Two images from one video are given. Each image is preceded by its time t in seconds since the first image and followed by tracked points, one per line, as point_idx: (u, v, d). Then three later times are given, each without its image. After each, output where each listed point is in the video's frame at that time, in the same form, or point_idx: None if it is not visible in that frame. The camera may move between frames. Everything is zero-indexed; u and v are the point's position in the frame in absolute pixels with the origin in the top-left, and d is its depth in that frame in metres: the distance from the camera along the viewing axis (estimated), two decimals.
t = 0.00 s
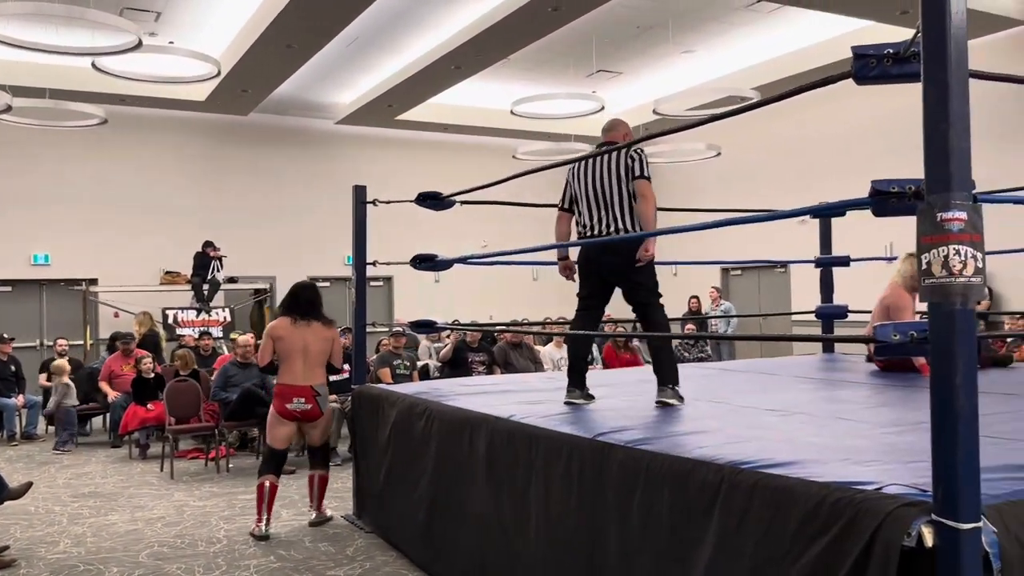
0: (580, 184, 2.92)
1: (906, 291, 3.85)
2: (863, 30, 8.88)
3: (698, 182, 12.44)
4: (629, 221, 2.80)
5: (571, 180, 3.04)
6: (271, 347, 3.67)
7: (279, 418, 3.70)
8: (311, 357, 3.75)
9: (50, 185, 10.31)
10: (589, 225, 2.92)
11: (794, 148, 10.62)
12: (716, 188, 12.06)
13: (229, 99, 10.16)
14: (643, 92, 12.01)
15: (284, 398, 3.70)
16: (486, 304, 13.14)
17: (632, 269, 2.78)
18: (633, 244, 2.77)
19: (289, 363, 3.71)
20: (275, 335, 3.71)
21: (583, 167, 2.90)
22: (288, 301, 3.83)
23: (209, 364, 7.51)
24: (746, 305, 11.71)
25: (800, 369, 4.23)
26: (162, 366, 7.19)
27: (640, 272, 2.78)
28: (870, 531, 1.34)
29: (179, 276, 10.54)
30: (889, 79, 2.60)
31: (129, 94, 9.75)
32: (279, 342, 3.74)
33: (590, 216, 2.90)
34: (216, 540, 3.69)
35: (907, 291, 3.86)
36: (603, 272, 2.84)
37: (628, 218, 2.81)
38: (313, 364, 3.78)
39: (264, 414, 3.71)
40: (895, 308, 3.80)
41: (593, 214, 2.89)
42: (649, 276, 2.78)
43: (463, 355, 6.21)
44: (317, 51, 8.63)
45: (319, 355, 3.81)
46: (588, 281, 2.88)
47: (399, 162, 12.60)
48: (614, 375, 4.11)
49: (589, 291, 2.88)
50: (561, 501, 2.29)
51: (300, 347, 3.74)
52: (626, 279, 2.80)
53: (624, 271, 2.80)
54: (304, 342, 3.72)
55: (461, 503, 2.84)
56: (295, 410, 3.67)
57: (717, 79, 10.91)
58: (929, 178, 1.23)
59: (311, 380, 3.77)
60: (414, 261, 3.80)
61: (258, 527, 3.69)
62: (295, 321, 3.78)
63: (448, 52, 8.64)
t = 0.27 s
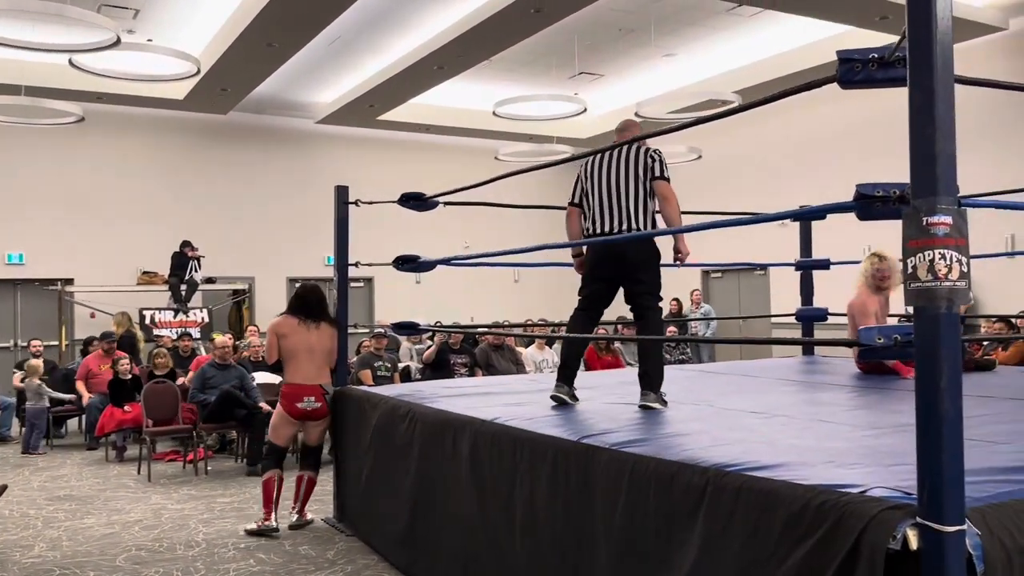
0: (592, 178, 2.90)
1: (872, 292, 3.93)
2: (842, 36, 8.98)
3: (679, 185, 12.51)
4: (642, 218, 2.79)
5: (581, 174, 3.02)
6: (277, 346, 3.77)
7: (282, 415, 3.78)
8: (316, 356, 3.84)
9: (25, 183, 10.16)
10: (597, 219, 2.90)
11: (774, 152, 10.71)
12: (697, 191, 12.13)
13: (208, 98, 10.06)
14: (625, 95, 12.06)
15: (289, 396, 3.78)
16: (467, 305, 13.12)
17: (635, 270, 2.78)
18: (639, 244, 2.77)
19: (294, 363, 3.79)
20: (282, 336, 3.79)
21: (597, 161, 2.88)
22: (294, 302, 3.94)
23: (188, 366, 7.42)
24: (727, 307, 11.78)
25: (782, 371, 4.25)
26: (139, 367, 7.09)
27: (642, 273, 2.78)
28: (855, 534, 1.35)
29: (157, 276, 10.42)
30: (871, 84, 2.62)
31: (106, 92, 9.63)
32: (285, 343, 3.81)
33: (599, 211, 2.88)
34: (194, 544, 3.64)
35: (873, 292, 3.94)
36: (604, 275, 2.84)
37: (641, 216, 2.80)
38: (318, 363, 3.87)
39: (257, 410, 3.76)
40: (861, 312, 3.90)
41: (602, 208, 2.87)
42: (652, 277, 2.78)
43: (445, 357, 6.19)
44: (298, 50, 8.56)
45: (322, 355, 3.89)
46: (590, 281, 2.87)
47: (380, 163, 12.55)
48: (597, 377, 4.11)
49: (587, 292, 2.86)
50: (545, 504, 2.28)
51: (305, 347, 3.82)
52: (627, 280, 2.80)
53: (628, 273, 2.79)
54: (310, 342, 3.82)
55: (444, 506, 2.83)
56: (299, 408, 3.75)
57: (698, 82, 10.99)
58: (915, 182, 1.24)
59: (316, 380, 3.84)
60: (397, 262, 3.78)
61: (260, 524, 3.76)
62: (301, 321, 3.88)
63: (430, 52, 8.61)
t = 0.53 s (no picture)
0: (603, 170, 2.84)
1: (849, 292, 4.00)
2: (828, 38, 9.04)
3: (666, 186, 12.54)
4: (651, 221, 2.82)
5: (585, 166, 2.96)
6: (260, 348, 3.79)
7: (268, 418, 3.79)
8: (301, 360, 3.84)
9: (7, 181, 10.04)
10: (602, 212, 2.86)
11: (761, 153, 10.77)
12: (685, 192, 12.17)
13: (195, 95, 9.98)
14: (613, 96, 12.09)
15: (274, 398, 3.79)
16: (455, 306, 13.09)
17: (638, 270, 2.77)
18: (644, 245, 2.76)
19: (279, 364, 3.81)
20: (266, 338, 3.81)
21: (612, 155, 2.83)
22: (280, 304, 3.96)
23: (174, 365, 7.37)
24: (714, 308, 11.83)
25: (770, 372, 4.27)
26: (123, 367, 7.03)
27: (644, 277, 2.78)
28: (855, 535, 1.35)
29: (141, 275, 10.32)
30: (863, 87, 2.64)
31: (90, 89, 9.53)
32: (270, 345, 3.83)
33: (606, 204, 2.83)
34: (181, 545, 3.60)
35: (850, 292, 4.01)
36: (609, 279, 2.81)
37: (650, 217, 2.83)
38: (303, 365, 3.87)
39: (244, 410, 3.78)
40: (835, 311, 3.98)
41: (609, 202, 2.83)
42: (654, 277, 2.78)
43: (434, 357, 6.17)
44: (285, 48, 8.51)
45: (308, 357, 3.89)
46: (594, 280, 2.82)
47: (368, 162, 12.51)
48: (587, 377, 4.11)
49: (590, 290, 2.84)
50: (539, 504, 2.27)
51: (290, 349, 3.83)
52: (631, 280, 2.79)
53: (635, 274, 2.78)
54: (294, 343, 3.82)
55: (435, 507, 2.81)
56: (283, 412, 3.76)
57: (685, 83, 11.03)
58: (914, 184, 1.24)
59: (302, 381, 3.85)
60: (387, 262, 3.76)
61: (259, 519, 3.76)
62: (287, 325, 3.88)
63: (418, 51, 8.59)
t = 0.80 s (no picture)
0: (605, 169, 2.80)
1: (829, 293, 4.07)
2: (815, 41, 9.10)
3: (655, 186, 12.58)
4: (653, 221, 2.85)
5: (577, 164, 2.89)
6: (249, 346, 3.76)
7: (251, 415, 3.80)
8: (288, 359, 3.83)
9: None
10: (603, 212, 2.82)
11: (749, 155, 10.82)
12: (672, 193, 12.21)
13: (181, 94, 9.91)
14: (601, 96, 12.11)
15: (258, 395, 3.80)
16: (442, 306, 13.07)
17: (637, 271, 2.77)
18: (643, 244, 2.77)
19: (267, 363, 3.79)
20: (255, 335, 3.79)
21: (614, 154, 2.80)
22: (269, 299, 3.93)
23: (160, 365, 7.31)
24: (701, 309, 11.87)
25: (759, 372, 4.29)
26: (109, 366, 6.97)
27: (643, 277, 2.79)
28: (853, 536, 1.35)
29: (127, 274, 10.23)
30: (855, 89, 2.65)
31: (76, 86, 9.44)
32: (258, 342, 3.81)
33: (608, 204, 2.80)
34: (169, 547, 3.56)
35: (831, 293, 4.07)
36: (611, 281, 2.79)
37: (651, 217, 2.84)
38: (291, 364, 3.87)
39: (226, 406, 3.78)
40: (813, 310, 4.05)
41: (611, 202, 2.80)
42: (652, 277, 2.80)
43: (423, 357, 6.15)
44: (273, 47, 8.46)
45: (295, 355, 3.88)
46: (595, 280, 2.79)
47: (356, 162, 12.47)
48: (577, 378, 4.11)
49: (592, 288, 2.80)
50: (533, 505, 2.26)
51: (279, 347, 3.82)
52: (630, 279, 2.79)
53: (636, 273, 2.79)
54: (283, 342, 3.81)
55: (428, 507, 2.80)
56: (268, 410, 3.78)
57: (674, 84, 11.06)
58: (913, 184, 1.24)
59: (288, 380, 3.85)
60: (377, 261, 3.74)
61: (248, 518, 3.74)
62: (276, 321, 3.87)
63: (407, 50, 8.56)
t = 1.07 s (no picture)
0: (592, 175, 2.80)
1: (806, 296, 4.10)
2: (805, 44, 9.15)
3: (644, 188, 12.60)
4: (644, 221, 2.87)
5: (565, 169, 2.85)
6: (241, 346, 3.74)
7: (238, 414, 3.78)
8: (277, 359, 3.84)
9: None
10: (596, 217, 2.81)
11: (739, 157, 10.87)
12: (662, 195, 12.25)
13: (170, 93, 9.86)
14: (592, 98, 12.13)
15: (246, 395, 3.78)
16: (432, 307, 13.05)
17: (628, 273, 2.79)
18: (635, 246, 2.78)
19: (257, 363, 3.79)
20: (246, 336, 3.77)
21: (598, 158, 2.80)
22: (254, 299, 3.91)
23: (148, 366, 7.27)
24: (691, 310, 11.91)
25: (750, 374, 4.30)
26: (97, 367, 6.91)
27: (637, 278, 2.82)
28: (849, 536, 1.36)
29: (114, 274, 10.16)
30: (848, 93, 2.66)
31: (64, 85, 9.37)
32: (248, 343, 3.79)
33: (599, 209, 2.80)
34: (159, 548, 3.54)
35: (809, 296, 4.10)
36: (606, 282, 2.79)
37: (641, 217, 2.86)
38: (279, 364, 3.88)
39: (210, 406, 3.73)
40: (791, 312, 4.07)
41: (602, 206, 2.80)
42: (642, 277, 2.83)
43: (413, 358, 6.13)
44: (263, 47, 8.42)
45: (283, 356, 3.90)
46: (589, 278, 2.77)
47: (346, 162, 12.44)
48: (568, 379, 4.11)
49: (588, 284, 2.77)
50: (527, 506, 2.26)
51: (269, 348, 3.81)
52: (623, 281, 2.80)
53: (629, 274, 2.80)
54: (274, 342, 3.82)
55: (421, 508, 2.79)
56: (257, 410, 3.76)
57: (664, 86, 11.09)
58: (910, 186, 1.25)
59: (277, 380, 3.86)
60: (369, 262, 3.72)
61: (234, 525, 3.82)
62: (263, 321, 3.86)
63: (398, 51, 8.54)
